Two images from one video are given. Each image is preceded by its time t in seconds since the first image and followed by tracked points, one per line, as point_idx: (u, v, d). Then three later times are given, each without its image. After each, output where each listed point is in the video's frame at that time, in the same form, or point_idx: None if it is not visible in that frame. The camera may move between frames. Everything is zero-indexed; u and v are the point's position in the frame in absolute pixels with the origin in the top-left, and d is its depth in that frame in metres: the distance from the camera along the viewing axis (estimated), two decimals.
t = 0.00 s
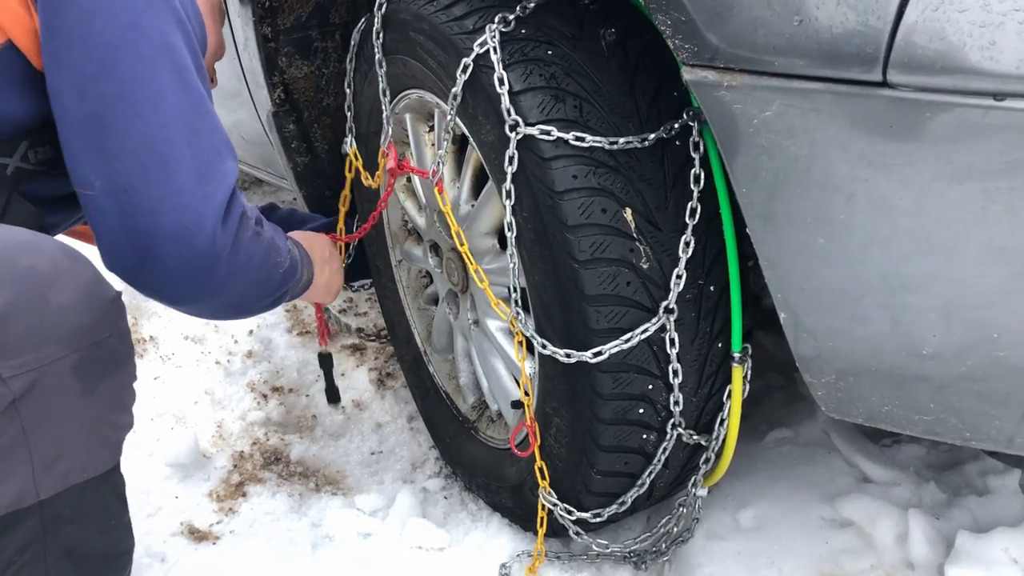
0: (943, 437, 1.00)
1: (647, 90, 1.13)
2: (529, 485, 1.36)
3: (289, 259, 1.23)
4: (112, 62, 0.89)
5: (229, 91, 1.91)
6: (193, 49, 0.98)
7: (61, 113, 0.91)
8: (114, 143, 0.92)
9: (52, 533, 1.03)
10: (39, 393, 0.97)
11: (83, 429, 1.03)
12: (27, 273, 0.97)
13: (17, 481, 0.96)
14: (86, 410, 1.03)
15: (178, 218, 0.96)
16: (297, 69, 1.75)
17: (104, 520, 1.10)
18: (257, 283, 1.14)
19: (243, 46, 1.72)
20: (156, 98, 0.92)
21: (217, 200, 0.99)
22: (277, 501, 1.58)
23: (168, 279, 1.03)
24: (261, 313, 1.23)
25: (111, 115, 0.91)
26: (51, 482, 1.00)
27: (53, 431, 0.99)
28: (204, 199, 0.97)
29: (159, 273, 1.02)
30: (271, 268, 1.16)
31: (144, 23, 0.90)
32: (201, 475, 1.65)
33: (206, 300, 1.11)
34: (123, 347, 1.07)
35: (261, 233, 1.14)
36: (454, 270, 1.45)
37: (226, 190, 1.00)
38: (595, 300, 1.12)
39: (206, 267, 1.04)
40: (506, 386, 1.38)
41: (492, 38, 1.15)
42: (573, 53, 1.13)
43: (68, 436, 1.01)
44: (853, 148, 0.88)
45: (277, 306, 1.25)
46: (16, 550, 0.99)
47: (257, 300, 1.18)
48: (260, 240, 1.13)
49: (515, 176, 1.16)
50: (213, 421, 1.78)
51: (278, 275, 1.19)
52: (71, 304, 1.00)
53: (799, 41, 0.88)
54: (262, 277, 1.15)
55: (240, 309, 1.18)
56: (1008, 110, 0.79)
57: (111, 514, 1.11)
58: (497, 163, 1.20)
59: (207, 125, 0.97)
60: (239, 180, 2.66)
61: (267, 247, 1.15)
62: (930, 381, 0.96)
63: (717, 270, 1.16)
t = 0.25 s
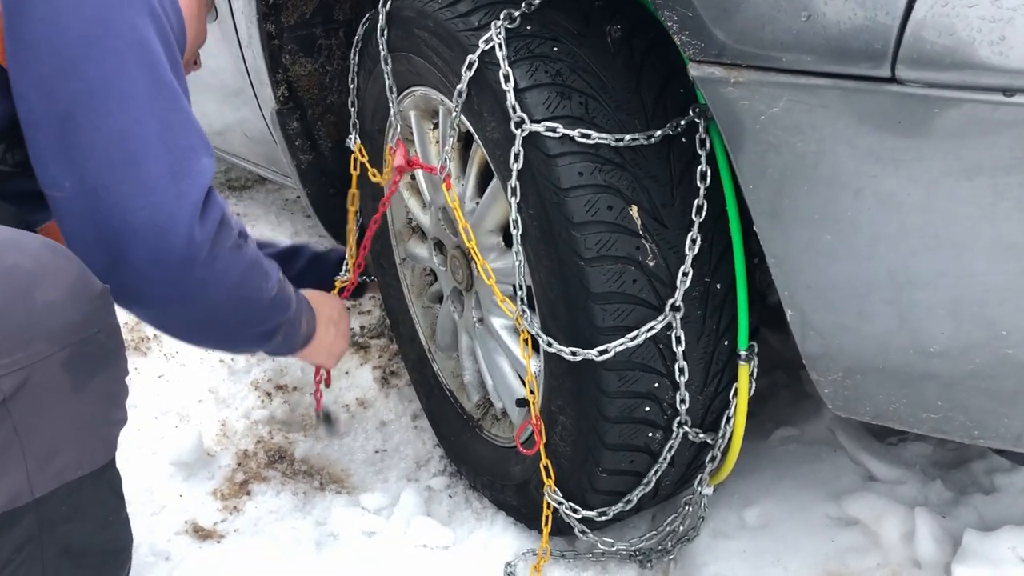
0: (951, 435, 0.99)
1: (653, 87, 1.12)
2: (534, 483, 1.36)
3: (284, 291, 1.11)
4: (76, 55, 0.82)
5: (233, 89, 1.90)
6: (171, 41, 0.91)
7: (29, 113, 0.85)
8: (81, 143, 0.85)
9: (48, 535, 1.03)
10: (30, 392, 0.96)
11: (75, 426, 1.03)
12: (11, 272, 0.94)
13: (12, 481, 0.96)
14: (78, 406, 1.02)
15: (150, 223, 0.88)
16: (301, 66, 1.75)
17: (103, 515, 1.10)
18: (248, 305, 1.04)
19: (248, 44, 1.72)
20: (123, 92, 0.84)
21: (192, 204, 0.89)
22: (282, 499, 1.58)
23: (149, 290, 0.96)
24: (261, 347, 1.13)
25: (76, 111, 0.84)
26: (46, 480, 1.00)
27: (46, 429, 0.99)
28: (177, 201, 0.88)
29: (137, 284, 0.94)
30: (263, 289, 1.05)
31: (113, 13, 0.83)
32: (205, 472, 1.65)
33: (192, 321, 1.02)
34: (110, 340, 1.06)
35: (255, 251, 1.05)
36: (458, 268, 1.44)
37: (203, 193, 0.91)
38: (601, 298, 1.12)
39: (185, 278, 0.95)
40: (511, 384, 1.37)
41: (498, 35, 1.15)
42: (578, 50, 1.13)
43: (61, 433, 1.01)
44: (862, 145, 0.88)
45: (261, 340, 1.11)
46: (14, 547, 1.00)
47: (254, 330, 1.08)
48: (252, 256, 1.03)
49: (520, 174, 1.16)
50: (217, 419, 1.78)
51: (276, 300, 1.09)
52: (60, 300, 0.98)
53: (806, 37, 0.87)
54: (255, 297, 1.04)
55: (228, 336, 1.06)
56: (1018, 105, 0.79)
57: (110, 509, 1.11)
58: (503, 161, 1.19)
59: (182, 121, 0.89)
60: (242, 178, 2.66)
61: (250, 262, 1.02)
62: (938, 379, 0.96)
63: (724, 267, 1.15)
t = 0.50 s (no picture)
0: (949, 436, 1.00)
1: (653, 89, 1.13)
2: (534, 484, 1.36)
3: (300, 327, 1.12)
4: (77, 111, 0.80)
5: (234, 90, 1.91)
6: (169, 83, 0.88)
7: (30, 167, 0.84)
8: (87, 199, 0.84)
9: (55, 549, 1.01)
10: (31, 412, 0.94)
11: (77, 444, 1.00)
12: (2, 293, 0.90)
13: (17, 500, 0.94)
14: (78, 424, 1.00)
15: (161, 273, 0.88)
16: (302, 67, 1.75)
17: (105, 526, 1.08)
18: (261, 342, 1.05)
19: (249, 44, 1.73)
20: (127, 146, 0.83)
21: (202, 251, 0.90)
22: (283, 499, 1.58)
23: (162, 333, 0.96)
24: (275, 381, 1.14)
25: (81, 167, 0.82)
26: (50, 500, 0.98)
27: (49, 447, 0.97)
28: (188, 251, 0.88)
29: (151, 327, 0.95)
30: (276, 324, 1.06)
31: (110, 66, 0.81)
32: (207, 473, 1.65)
33: (207, 360, 1.03)
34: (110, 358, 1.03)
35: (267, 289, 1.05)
36: (459, 268, 1.45)
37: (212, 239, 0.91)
38: (600, 299, 1.12)
39: (199, 321, 0.95)
40: (511, 384, 1.38)
41: (498, 37, 1.16)
42: (578, 51, 1.13)
43: (63, 451, 0.99)
44: (860, 147, 0.88)
45: (277, 374, 1.13)
46: (20, 565, 0.97)
47: (267, 365, 1.10)
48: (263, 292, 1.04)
49: (520, 175, 1.16)
50: (219, 419, 1.78)
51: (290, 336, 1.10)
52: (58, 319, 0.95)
53: (805, 39, 0.88)
54: (268, 333, 1.05)
55: (241, 372, 1.08)
56: (1016, 108, 0.79)
57: (112, 520, 1.08)
58: (503, 162, 1.20)
59: (185, 168, 0.88)
60: (244, 178, 2.67)
61: (262, 298, 1.03)
62: (936, 380, 0.96)
63: (723, 268, 1.16)
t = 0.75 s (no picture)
0: (954, 433, 1.00)
1: (657, 86, 1.12)
2: (538, 482, 1.36)
3: (328, 331, 1.11)
4: (85, 157, 0.76)
5: (237, 88, 1.91)
6: (171, 107, 0.83)
7: (43, 215, 0.80)
8: (110, 242, 0.81)
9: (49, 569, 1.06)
10: (14, 441, 0.96)
11: (64, 467, 1.03)
12: None
13: (6, 529, 0.98)
14: (64, 449, 1.03)
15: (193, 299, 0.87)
16: (304, 65, 1.75)
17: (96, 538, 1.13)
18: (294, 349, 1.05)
19: (252, 42, 1.73)
20: (141, 184, 0.79)
21: (230, 272, 0.89)
22: (286, 497, 1.58)
23: (199, 355, 0.96)
24: (309, 385, 1.15)
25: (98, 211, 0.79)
26: (39, 526, 1.02)
27: (35, 473, 1.00)
28: (217, 273, 0.87)
29: (187, 352, 0.94)
30: (306, 329, 1.05)
31: (112, 107, 0.75)
32: (210, 471, 1.65)
33: (242, 373, 1.02)
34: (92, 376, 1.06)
35: (294, 297, 1.04)
36: (462, 266, 1.44)
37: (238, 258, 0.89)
38: (604, 296, 1.12)
39: (234, 339, 0.95)
40: (515, 382, 1.37)
41: (502, 34, 1.15)
42: (582, 48, 1.13)
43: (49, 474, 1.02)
44: (866, 144, 0.88)
45: (311, 379, 1.13)
46: None
47: (300, 372, 1.10)
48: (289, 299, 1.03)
49: (524, 173, 1.16)
50: (222, 417, 1.78)
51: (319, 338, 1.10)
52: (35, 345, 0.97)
53: (810, 36, 0.87)
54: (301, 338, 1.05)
55: (277, 380, 1.08)
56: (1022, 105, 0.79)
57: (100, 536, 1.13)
58: (506, 160, 1.20)
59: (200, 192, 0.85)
60: (246, 176, 2.67)
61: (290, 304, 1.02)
62: (942, 377, 0.96)
63: (727, 265, 1.15)
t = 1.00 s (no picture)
0: (955, 428, 0.99)
1: (657, 80, 1.12)
2: (538, 478, 1.36)
3: (351, 319, 1.14)
4: (106, 174, 0.79)
5: (236, 84, 1.91)
6: (184, 116, 0.85)
7: (70, 236, 0.82)
8: (136, 255, 0.84)
9: None
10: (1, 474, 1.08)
11: (48, 495, 1.15)
12: None
13: None
14: (46, 478, 1.14)
15: (221, 302, 0.90)
16: (303, 61, 1.74)
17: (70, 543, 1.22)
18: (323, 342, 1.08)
19: (250, 37, 1.72)
20: (164, 198, 0.82)
21: (255, 272, 0.92)
22: (285, 494, 1.58)
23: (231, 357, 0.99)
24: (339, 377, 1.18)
25: (122, 226, 0.82)
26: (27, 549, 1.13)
27: (16, 504, 1.10)
28: (243, 275, 0.90)
29: (220, 354, 0.97)
30: (332, 322, 1.09)
31: (128, 124, 0.78)
32: (209, 468, 1.65)
33: (273, 369, 1.05)
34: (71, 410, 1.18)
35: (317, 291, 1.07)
36: (461, 262, 1.44)
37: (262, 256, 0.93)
38: (604, 291, 1.11)
39: (264, 338, 0.98)
40: (514, 378, 1.37)
41: (501, 27, 1.15)
42: (582, 42, 1.13)
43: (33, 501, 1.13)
44: (867, 137, 0.87)
45: (342, 373, 1.16)
46: None
47: (331, 366, 1.13)
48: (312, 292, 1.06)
49: (524, 167, 1.15)
50: (221, 414, 1.78)
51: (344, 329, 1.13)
52: (16, 387, 1.09)
53: (811, 29, 0.87)
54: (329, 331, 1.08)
55: (310, 376, 1.11)
56: None
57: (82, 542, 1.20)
58: (506, 154, 1.19)
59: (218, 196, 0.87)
60: (246, 173, 2.67)
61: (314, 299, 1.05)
62: (943, 372, 0.95)
63: (727, 260, 1.15)
